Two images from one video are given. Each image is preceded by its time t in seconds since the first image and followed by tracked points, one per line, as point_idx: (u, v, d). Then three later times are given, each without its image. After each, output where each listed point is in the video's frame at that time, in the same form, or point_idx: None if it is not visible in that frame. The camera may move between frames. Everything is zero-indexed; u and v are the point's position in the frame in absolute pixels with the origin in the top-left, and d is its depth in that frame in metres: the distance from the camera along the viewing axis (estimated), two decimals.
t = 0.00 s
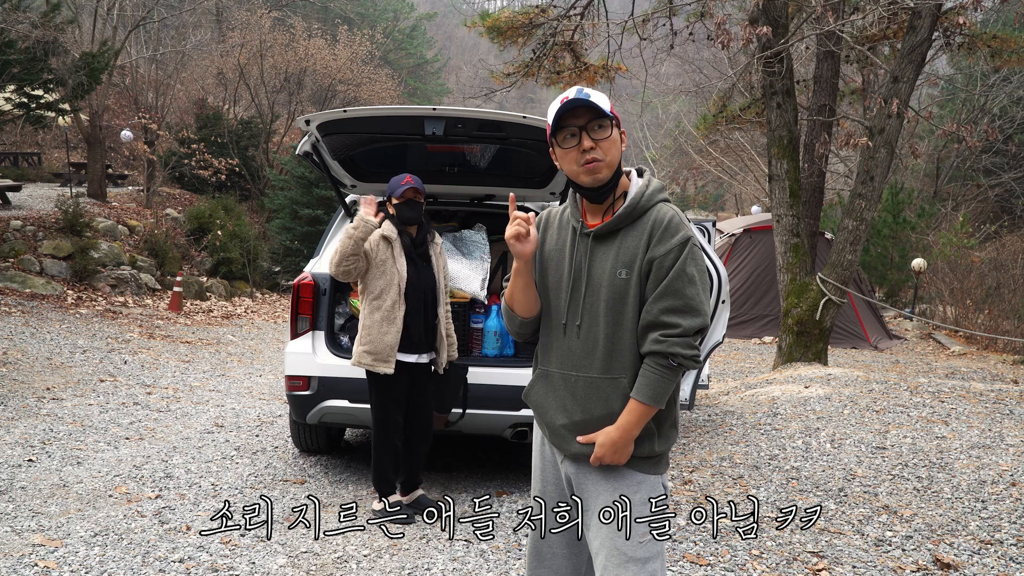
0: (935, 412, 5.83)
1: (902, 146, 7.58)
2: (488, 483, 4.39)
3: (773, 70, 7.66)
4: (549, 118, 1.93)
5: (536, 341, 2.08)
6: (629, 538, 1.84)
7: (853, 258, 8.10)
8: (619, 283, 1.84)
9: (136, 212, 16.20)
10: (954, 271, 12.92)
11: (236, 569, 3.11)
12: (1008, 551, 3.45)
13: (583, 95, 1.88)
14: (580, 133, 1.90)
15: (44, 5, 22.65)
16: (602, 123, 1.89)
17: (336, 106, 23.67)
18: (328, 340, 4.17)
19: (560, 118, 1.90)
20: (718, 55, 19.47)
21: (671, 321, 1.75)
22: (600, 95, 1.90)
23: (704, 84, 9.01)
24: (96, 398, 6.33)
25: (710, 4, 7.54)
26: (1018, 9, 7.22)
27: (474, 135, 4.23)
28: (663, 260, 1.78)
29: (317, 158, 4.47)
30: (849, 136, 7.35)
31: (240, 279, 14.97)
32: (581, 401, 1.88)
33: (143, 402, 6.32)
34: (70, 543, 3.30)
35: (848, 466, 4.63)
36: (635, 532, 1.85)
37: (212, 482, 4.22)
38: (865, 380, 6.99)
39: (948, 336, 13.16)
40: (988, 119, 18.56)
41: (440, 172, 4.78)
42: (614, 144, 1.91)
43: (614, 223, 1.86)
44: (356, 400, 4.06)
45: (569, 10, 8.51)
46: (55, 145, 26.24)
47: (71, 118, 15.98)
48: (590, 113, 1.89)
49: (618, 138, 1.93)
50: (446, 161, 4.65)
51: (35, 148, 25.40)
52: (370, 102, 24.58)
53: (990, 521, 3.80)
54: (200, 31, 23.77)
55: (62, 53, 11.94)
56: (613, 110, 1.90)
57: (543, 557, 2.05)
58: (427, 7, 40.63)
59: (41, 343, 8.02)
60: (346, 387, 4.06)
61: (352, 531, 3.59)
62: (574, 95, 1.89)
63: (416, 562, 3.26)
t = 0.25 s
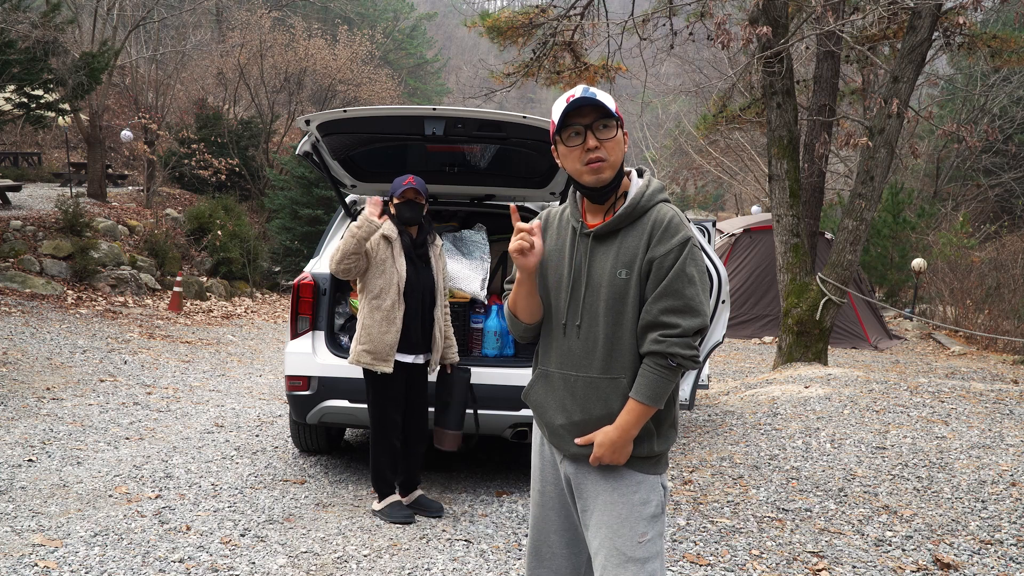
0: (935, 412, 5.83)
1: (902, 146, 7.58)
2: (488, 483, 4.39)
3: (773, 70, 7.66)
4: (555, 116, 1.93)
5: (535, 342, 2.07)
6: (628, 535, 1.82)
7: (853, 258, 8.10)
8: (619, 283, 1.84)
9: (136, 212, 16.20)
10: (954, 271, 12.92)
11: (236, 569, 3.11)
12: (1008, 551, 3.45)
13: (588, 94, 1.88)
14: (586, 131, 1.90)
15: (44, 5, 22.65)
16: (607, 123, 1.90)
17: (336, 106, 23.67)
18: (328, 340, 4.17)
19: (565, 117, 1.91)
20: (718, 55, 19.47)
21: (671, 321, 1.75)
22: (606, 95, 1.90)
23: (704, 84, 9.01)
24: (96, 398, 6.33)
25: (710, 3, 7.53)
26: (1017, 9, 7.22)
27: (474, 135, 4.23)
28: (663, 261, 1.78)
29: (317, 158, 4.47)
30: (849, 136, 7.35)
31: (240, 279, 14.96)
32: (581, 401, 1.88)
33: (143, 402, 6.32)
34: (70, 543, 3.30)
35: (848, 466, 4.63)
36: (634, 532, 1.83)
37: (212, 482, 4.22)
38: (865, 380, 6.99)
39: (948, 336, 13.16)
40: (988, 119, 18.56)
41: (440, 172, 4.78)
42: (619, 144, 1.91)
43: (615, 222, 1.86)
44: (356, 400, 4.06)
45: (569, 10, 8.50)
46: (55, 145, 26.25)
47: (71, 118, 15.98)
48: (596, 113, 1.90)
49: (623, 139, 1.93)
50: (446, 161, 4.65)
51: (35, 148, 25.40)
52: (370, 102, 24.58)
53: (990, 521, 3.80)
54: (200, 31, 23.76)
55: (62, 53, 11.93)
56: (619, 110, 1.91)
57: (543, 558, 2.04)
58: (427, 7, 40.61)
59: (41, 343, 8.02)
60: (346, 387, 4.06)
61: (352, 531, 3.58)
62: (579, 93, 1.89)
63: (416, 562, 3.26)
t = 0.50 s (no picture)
0: (935, 412, 5.83)
1: (902, 146, 7.58)
2: (488, 483, 4.39)
3: (773, 70, 7.66)
4: (558, 115, 1.93)
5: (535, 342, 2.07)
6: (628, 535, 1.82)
7: (853, 258, 8.10)
8: (619, 283, 1.84)
9: (136, 212, 16.20)
10: (954, 271, 12.92)
11: (236, 569, 3.11)
12: (1008, 551, 3.45)
13: (592, 93, 1.88)
14: (589, 131, 1.90)
15: (44, 5, 22.65)
16: (610, 123, 1.90)
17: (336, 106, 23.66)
18: (328, 341, 4.17)
19: (568, 116, 1.90)
20: (718, 55, 19.47)
21: (671, 321, 1.75)
22: (610, 95, 1.90)
23: (704, 84, 9.01)
24: (96, 398, 6.33)
25: (710, 4, 7.53)
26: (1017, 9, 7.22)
27: (474, 135, 4.23)
28: (663, 260, 1.78)
29: (317, 158, 4.47)
30: (849, 136, 7.34)
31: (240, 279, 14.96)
32: (580, 401, 1.88)
33: (143, 402, 6.32)
34: (70, 543, 3.30)
35: (848, 466, 4.63)
36: (634, 532, 1.83)
37: (212, 482, 4.22)
38: (865, 380, 6.99)
39: (948, 336, 13.16)
40: (988, 119, 18.56)
41: (440, 172, 4.77)
42: (622, 145, 1.91)
43: (615, 222, 1.86)
44: (356, 400, 4.06)
45: (570, 10, 8.50)
46: (55, 145, 26.24)
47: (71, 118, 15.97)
48: (599, 113, 1.89)
49: (627, 139, 1.92)
50: (446, 161, 4.65)
51: (35, 148, 25.40)
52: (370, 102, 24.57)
53: (990, 521, 3.80)
54: (200, 31, 23.76)
55: (62, 53, 11.93)
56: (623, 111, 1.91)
57: (542, 558, 2.04)
58: (427, 7, 40.60)
59: (41, 343, 8.02)
60: (346, 387, 4.06)
61: (352, 531, 3.58)
62: (583, 93, 1.89)
63: (416, 562, 3.26)
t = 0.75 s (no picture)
0: (935, 412, 5.83)
1: (902, 146, 7.58)
2: (488, 483, 4.39)
3: (773, 70, 7.66)
4: (559, 114, 1.93)
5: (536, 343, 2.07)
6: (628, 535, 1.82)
7: (853, 258, 8.10)
8: (620, 283, 1.84)
9: (136, 212, 16.20)
10: (954, 271, 12.92)
11: (236, 569, 3.11)
12: (1008, 551, 3.45)
13: (593, 93, 1.88)
14: (589, 131, 1.90)
15: (44, 5, 22.66)
16: (611, 124, 1.90)
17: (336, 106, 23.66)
18: (328, 340, 4.17)
19: (569, 116, 1.90)
20: (718, 55, 19.47)
21: (672, 321, 1.75)
22: (611, 95, 1.90)
23: (704, 84, 9.01)
24: (96, 398, 6.33)
25: (710, 3, 7.53)
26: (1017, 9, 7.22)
27: (474, 135, 4.23)
28: (664, 261, 1.79)
29: (317, 158, 4.47)
30: (849, 136, 7.34)
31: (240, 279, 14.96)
32: (581, 402, 1.88)
33: (143, 402, 6.32)
34: (70, 543, 3.30)
35: (848, 466, 4.63)
36: (634, 532, 1.83)
37: (212, 482, 4.22)
38: (865, 380, 6.99)
39: (948, 336, 13.16)
40: (988, 119, 18.56)
41: (440, 172, 4.77)
42: (622, 145, 1.91)
43: (616, 222, 1.86)
44: (356, 400, 4.06)
45: (569, 10, 8.50)
46: (55, 145, 26.25)
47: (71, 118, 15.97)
48: (600, 113, 1.89)
49: (627, 139, 1.92)
50: (446, 161, 4.64)
51: (35, 148, 25.41)
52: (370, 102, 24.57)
53: (990, 521, 3.80)
54: (200, 31, 23.76)
55: (62, 53, 11.93)
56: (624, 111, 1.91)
57: (542, 558, 2.04)
58: (427, 7, 40.61)
59: (41, 343, 8.02)
60: (346, 386, 4.06)
61: (352, 531, 3.58)
62: (584, 93, 1.89)
63: (416, 562, 3.26)
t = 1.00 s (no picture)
0: (935, 412, 5.83)
1: (902, 146, 7.58)
2: (488, 483, 4.39)
3: (773, 70, 7.66)
4: (559, 114, 1.93)
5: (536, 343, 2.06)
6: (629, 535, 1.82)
7: (853, 258, 8.10)
8: (620, 283, 1.84)
9: (135, 212, 16.20)
10: (954, 271, 12.92)
11: (236, 569, 3.11)
12: (1008, 551, 3.45)
13: (594, 93, 1.88)
14: (590, 131, 1.90)
15: (44, 5, 22.64)
16: (611, 124, 1.90)
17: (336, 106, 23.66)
18: (328, 340, 4.17)
19: (570, 115, 1.90)
20: (718, 55, 19.47)
21: (672, 321, 1.75)
22: (613, 95, 1.90)
23: (703, 84, 9.01)
24: (96, 398, 6.33)
25: (710, 3, 7.53)
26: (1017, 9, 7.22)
27: (474, 135, 4.23)
28: (664, 261, 1.79)
29: (317, 158, 4.47)
30: (849, 136, 7.34)
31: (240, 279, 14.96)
32: (581, 401, 1.88)
33: (143, 402, 6.32)
34: (70, 543, 3.30)
35: (848, 466, 4.63)
36: (634, 532, 1.83)
37: (212, 482, 4.22)
38: (865, 380, 7.00)
39: (948, 336, 13.16)
40: (988, 119, 18.56)
41: (440, 172, 4.77)
42: (623, 145, 1.91)
43: (617, 222, 1.86)
44: (356, 400, 4.07)
45: (570, 10, 8.50)
46: (55, 145, 26.25)
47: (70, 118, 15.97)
48: (600, 113, 1.90)
49: (627, 140, 1.92)
50: (446, 161, 4.64)
51: (35, 148, 25.41)
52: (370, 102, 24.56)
53: (990, 521, 3.80)
54: (200, 31, 23.76)
55: (62, 53, 11.93)
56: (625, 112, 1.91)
57: (543, 557, 2.04)
58: (427, 7, 40.62)
59: (41, 343, 8.02)
60: (346, 386, 4.06)
61: (352, 531, 3.58)
62: (585, 93, 1.89)
63: (416, 562, 3.26)
